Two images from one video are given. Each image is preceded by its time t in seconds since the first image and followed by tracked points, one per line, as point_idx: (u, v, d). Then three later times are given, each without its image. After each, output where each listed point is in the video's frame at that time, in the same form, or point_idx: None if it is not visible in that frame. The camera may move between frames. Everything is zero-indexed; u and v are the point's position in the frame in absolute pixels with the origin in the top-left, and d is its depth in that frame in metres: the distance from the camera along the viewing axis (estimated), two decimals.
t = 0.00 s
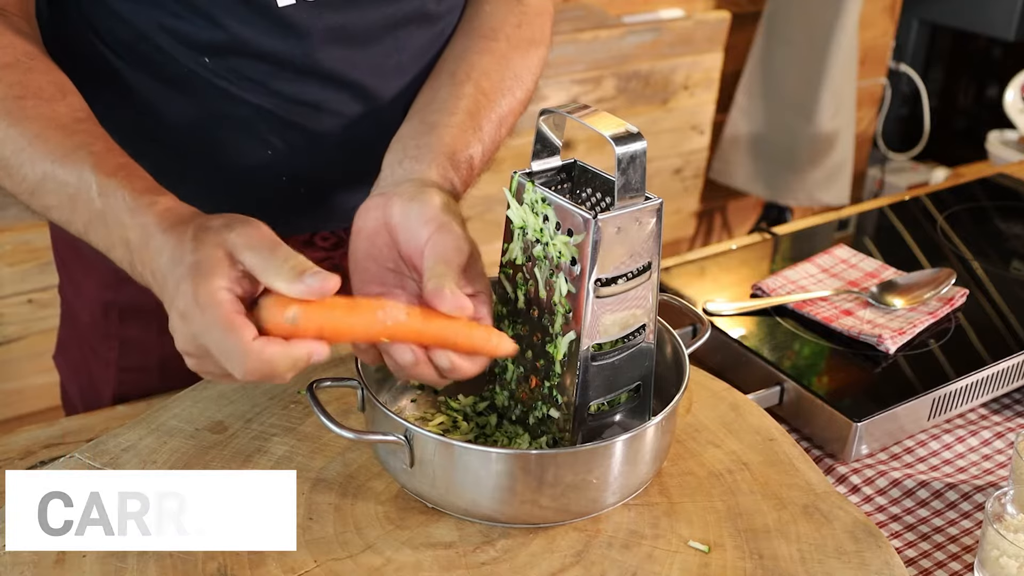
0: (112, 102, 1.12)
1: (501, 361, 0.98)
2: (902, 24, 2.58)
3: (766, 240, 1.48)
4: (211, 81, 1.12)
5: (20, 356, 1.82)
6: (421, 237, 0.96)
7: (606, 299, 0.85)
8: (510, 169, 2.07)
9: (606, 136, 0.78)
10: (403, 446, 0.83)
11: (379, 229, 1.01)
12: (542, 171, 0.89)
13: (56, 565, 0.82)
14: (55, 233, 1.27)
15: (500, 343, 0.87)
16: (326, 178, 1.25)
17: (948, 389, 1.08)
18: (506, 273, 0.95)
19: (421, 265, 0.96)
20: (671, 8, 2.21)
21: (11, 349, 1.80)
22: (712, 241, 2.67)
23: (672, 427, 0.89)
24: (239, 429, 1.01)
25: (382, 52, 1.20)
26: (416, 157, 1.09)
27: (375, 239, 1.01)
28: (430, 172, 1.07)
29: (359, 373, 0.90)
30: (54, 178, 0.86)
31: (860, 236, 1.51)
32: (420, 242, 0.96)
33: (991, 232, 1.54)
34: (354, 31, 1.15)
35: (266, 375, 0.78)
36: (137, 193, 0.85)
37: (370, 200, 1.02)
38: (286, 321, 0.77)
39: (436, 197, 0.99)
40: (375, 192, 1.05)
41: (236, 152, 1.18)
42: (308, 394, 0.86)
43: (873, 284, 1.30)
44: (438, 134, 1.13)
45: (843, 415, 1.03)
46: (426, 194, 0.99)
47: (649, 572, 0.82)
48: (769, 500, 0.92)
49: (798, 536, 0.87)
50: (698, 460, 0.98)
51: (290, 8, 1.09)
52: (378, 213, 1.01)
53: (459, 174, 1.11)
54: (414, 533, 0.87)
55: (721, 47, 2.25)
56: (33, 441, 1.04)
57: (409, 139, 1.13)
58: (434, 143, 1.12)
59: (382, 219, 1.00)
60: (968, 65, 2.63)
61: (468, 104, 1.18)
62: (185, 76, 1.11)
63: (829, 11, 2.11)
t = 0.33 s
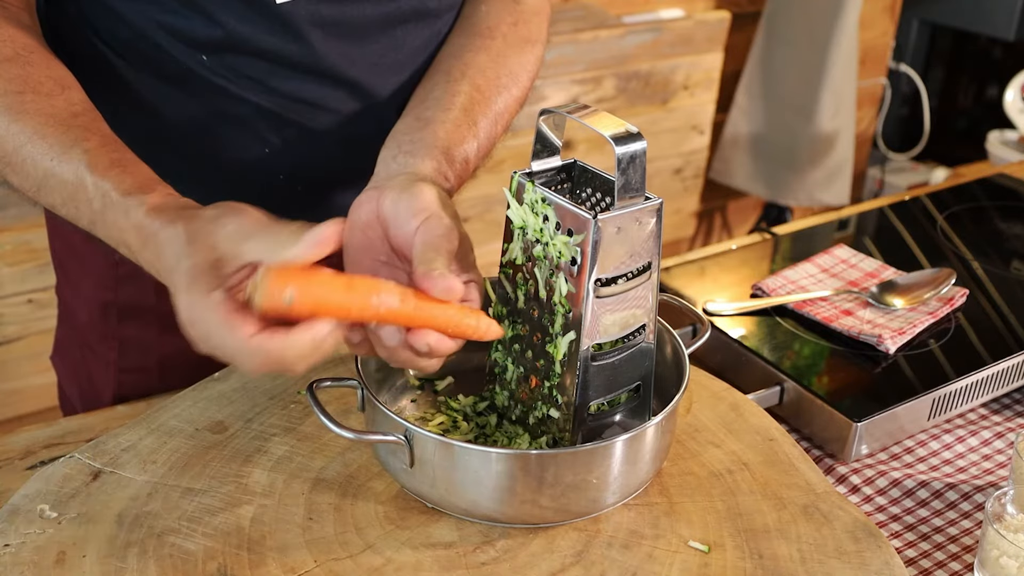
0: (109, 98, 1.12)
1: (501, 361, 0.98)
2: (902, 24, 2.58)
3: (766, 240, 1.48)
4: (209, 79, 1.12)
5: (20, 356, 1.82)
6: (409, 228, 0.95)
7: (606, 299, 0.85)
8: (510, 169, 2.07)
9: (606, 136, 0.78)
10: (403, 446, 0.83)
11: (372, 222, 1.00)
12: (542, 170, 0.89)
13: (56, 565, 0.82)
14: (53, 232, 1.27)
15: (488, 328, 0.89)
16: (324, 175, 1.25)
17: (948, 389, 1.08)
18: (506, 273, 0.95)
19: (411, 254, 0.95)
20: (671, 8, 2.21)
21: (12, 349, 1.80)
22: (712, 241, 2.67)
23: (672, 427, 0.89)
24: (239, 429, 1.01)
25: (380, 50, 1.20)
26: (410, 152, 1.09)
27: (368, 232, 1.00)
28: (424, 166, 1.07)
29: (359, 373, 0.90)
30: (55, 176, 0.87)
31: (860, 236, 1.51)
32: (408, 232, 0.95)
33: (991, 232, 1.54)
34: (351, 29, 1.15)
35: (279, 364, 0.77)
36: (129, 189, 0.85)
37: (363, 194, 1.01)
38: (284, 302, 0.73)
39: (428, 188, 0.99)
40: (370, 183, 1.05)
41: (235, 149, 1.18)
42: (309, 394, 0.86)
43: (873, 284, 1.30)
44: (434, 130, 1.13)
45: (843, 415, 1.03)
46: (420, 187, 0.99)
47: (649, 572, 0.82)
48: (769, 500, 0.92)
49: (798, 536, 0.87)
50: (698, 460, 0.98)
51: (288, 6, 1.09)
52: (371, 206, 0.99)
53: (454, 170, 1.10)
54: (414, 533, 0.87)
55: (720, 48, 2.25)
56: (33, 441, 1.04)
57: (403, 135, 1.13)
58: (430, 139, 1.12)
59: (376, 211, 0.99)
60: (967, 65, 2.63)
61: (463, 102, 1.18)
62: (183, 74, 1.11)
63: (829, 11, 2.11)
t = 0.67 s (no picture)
0: (115, 99, 1.12)
1: (501, 361, 0.98)
2: (902, 24, 2.58)
3: (766, 240, 1.48)
4: (215, 79, 1.12)
5: (20, 356, 1.82)
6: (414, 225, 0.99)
7: (606, 299, 0.85)
8: (510, 169, 2.07)
9: (606, 136, 0.78)
10: (403, 446, 0.83)
11: (381, 212, 1.03)
12: (542, 170, 0.89)
13: (56, 565, 0.82)
14: (58, 231, 1.27)
15: (494, 324, 0.90)
16: (326, 171, 1.25)
17: (948, 389, 1.08)
18: (506, 273, 0.95)
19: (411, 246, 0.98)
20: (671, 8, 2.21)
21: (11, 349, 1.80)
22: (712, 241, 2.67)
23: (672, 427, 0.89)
24: (239, 429, 1.01)
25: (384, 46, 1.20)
26: (422, 142, 1.10)
27: (377, 223, 1.03)
28: (435, 156, 1.08)
29: (359, 373, 0.90)
30: (80, 178, 0.89)
31: (860, 236, 1.51)
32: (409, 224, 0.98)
33: (991, 232, 1.54)
34: (354, 25, 1.15)
35: (300, 344, 0.79)
36: (155, 187, 0.88)
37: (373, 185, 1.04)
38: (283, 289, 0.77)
39: (435, 177, 1.02)
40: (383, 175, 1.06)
41: (238, 146, 1.17)
42: (308, 394, 0.86)
43: (873, 284, 1.30)
44: (445, 119, 1.13)
45: (843, 415, 1.03)
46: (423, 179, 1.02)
47: (649, 572, 0.82)
48: (769, 501, 0.92)
49: (798, 536, 0.87)
50: (698, 460, 0.98)
51: (292, 3, 1.09)
52: (380, 196, 1.02)
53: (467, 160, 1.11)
54: (414, 533, 0.87)
55: (721, 47, 2.25)
56: (33, 441, 1.04)
57: (415, 126, 1.13)
58: (442, 128, 1.12)
59: (384, 201, 1.02)
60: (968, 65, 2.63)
61: (476, 89, 1.18)
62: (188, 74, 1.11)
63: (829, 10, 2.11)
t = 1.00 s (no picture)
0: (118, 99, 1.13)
1: (501, 361, 0.97)
2: (901, 23, 2.58)
3: (766, 240, 1.48)
4: (215, 79, 1.12)
5: (20, 357, 1.82)
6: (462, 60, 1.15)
7: (606, 299, 0.85)
8: (510, 169, 2.07)
9: (606, 136, 0.78)
10: (403, 446, 0.83)
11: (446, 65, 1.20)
12: (542, 170, 0.89)
13: (56, 566, 0.82)
14: (61, 229, 1.28)
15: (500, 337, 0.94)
16: (325, 167, 1.24)
17: (948, 389, 1.08)
18: (506, 273, 0.95)
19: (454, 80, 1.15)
20: (671, 8, 2.21)
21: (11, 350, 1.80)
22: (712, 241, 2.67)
23: (672, 427, 0.89)
24: (239, 429, 1.01)
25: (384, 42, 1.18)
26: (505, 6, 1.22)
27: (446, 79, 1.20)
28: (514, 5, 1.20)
29: (359, 373, 0.90)
30: (102, 180, 0.90)
31: (860, 236, 1.51)
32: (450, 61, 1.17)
33: (991, 232, 1.54)
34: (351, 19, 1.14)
35: (310, 357, 0.82)
36: (179, 182, 0.90)
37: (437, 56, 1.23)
38: (310, 305, 0.79)
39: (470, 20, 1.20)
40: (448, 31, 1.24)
41: (236, 144, 1.17)
42: (309, 393, 0.86)
43: (873, 284, 1.30)
44: None
45: (843, 415, 1.03)
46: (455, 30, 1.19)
47: (649, 572, 0.82)
48: (769, 500, 0.92)
49: (798, 536, 0.87)
50: (698, 460, 0.98)
51: None
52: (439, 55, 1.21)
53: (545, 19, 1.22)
54: (413, 533, 0.87)
55: (721, 48, 2.26)
56: (33, 441, 1.04)
57: None
58: None
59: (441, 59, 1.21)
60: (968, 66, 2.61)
61: None
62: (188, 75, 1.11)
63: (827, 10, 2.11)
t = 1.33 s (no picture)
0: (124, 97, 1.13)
1: (501, 360, 0.97)
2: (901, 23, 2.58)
3: (766, 239, 1.48)
4: (219, 76, 1.11)
5: (20, 357, 1.82)
6: (589, 100, 1.16)
7: (605, 299, 0.85)
8: (510, 169, 2.07)
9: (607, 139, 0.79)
10: (402, 446, 0.83)
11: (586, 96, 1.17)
12: (542, 170, 0.89)
13: (56, 566, 0.82)
14: (64, 228, 1.28)
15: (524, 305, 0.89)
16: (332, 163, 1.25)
17: (948, 389, 1.08)
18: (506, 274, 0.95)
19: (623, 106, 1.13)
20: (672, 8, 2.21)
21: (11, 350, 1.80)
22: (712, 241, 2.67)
23: (672, 427, 0.89)
24: (239, 429, 1.01)
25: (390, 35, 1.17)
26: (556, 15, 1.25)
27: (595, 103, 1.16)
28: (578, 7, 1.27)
29: (358, 373, 0.90)
30: (125, 168, 0.86)
31: (860, 236, 1.51)
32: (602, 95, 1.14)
33: (991, 233, 1.54)
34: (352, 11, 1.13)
35: (367, 299, 0.77)
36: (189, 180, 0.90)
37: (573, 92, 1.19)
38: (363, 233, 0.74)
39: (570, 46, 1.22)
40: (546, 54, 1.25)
41: (241, 139, 1.17)
42: (309, 394, 0.86)
43: (873, 284, 1.31)
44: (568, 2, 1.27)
45: (843, 415, 1.03)
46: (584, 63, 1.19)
47: (649, 572, 0.82)
48: (769, 500, 0.92)
49: (798, 536, 0.87)
50: (698, 460, 0.98)
51: None
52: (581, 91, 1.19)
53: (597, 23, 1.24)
54: (413, 533, 0.87)
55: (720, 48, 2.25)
56: (33, 441, 1.04)
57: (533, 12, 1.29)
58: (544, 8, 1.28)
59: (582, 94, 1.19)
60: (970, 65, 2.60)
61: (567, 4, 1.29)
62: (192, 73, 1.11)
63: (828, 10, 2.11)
